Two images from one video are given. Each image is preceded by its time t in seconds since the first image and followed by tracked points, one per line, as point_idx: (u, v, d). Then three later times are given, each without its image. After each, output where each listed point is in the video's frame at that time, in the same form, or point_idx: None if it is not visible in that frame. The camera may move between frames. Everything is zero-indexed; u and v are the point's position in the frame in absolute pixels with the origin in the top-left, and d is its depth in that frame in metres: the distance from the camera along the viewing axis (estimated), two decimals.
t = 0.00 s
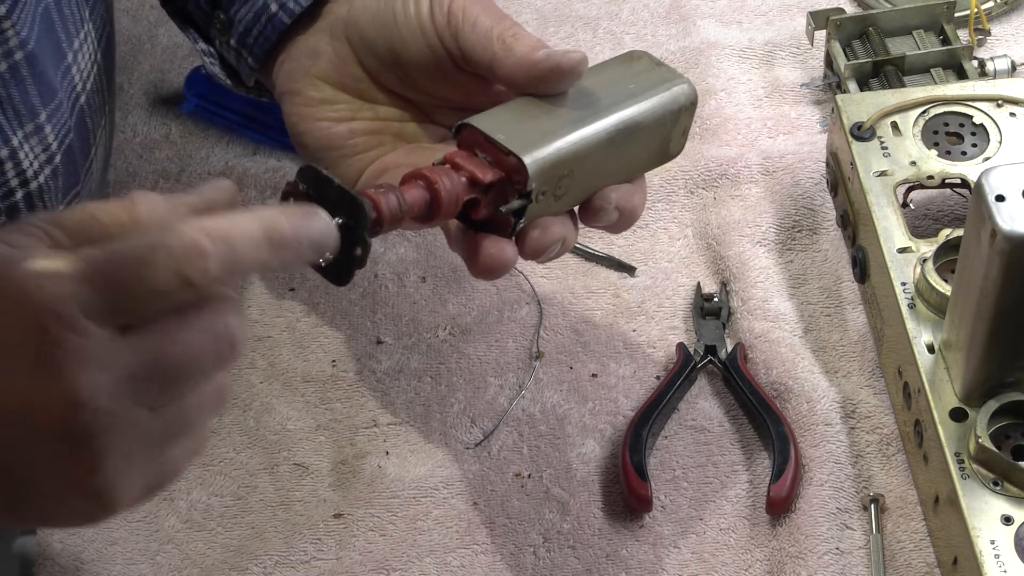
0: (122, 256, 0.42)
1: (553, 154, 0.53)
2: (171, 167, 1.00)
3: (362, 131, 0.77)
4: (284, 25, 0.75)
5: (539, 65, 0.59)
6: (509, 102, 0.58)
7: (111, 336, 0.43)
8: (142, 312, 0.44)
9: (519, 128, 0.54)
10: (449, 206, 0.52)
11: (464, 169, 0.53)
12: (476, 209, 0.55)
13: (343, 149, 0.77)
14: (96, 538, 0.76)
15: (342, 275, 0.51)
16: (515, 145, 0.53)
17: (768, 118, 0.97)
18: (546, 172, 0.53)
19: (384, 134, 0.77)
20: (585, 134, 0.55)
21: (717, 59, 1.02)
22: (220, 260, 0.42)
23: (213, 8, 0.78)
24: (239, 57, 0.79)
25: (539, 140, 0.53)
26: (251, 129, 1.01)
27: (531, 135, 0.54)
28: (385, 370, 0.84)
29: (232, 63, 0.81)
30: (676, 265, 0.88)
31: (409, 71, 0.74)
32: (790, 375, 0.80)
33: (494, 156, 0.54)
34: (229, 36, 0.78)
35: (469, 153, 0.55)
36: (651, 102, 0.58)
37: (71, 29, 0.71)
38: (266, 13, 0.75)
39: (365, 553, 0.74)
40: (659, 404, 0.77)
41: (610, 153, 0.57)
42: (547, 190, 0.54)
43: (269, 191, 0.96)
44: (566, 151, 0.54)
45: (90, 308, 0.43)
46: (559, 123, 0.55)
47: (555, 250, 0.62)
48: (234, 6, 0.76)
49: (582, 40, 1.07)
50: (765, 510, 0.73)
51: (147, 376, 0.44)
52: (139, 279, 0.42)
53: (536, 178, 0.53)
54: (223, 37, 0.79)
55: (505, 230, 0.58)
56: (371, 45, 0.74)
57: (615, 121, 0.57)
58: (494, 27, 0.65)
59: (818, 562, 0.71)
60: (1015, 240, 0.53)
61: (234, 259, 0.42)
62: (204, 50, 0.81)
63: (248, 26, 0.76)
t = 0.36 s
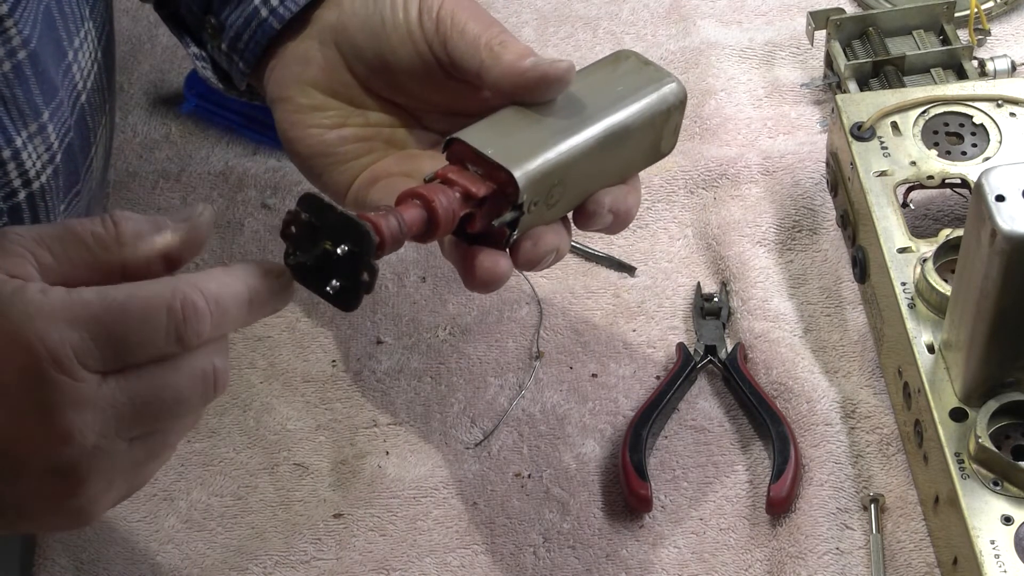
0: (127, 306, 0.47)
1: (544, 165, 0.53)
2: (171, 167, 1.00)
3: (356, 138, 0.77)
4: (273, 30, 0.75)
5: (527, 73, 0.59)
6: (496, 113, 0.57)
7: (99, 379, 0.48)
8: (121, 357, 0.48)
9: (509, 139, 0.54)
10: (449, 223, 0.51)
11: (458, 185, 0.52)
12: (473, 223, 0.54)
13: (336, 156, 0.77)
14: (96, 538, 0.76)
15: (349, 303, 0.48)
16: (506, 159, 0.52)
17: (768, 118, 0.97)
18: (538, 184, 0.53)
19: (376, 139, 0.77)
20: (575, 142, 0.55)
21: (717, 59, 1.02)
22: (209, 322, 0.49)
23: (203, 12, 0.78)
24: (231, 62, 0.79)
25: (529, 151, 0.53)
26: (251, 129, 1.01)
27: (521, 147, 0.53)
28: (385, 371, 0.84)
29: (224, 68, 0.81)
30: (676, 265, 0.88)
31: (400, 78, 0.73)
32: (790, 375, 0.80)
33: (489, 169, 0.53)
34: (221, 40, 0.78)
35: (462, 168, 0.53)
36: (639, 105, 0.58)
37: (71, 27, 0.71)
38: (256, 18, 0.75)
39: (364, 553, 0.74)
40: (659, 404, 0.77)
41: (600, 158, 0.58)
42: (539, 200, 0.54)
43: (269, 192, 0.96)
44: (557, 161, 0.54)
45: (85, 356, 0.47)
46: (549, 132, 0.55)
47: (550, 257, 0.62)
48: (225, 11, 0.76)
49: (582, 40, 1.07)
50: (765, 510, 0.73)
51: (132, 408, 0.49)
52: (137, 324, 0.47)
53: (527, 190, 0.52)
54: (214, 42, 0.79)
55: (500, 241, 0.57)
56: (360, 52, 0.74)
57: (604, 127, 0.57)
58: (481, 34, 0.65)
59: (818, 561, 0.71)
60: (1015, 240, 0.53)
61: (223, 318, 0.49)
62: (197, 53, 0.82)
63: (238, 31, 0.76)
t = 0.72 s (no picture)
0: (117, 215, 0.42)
1: (548, 160, 0.53)
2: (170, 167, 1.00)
3: (356, 137, 0.76)
4: (273, 29, 0.75)
5: (529, 69, 0.58)
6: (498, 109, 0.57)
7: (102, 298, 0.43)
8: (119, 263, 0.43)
9: (512, 135, 0.54)
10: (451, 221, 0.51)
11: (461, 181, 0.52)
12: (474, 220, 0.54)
13: (338, 155, 0.77)
14: (97, 538, 0.76)
15: (345, 304, 0.48)
16: (510, 155, 0.52)
17: (768, 118, 0.97)
18: (542, 178, 0.53)
19: (377, 137, 0.77)
20: (578, 137, 0.55)
21: (717, 59, 1.02)
22: (203, 206, 0.45)
23: (204, 12, 0.79)
24: (232, 61, 0.79)
25: (531, 147, 0.53)
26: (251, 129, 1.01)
27: (524, 143, 0.53)
28: (385, 370, 0.84)
29: (224, 66, 0.82)
30: (676, 265, 0.88)
31: (400, 75, 0.73)
32: (790, 375, 0.80)
33: (491, 165, 0.53)
34: (221, 39, 0.79)
35: (466, 164, 0.53)
36: (641, 98, 0.58)
37: (76, 24, 0.72)
38: (256, 18, 0.76)
39: (365, 553, 0.75)
40: (660, 404, 0.77)
41: (603, 152, 0.58)
42: (544, 195, 0.54)
43: (269, 191, 0.97)
44: (560, 155, 0.54)
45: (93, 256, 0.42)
46: (552, 126, 0.55)
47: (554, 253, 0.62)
48: (225, 10, 0.77)
49: (582, 40, 1.07)
50: (765, 510, 0.73)
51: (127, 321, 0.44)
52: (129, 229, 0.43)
53: (531, 186, 0.52)
54: (215, 41, 0.80)
55: (504, 238, 0.57)
56: (360, 50, 0.74)
57: (607, 120, 0.57)
58: (483, 31, 0.65)
59: (818, 561, 0.71)
60: (1015, 239, 0.53)
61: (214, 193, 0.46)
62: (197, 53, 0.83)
63: (238, 30, 0.77)
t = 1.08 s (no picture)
0: (106, 405, 0.39)
1: (582, 139, 0.52)
2: (171, 167, 1.00)
3: (381, 124, 0.77)
4: (290, 15, 0.76)
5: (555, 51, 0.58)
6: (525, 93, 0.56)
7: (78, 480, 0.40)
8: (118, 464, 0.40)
9: (542, 118, 0.53)
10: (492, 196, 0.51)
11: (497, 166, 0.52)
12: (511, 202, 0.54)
13: (363, 143, 0.77)
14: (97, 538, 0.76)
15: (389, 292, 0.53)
16: (545, 137, 0.51)
17: (768, 118, 0.97)
18: (577, 160, 0.52)
19: (403, 122, 0.77)
20: (610, 115, 0.54)
21: (717, 59, 1.02)
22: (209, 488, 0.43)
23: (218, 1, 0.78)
24: (247, 49, 0.79)
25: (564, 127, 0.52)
26: (251, 129, 1.01)
27: (556, 123, 0.53)
28: (385, 370, 0.84)
29: (240, 56, 0.82)
30: (676, 265, 0.88)
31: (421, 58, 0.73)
32: (790, 375, 0.80)
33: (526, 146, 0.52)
34: (236, 28, 0.78)
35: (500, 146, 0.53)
36: (670, 71, 0.57)
37: (73, 23, 0.72)
38: (271, 5, 0.76)
39: (364, 553, 0.75)
40: (659, 404, 0.77)
41: (635, 130, 0.57)
42: (580, 175, 0.54)
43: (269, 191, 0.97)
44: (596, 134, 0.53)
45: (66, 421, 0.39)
46: (582, 107, 0.54)
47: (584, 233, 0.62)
48: None
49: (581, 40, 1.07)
50: (765, 510, 0.73)
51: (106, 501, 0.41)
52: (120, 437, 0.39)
53: (568, 167, 0.52)
54: (229, 30, 0.79)
55: (542, 220, 0.57)
56: (382, 36, 0.74)
57: (638, 95, 0.56)
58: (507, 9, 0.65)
59: (818, 562, 0.71)
60: (1015, 240, 0.53)
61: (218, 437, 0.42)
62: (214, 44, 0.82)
63: (254, 18, 0.77)
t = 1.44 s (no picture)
0: (168, 401, 0.45)
1: (475, 222, 0.52)
2: (171, 167, 1.00)
3: (319, 168, 0.74)
4: (236, 51, 0.74)
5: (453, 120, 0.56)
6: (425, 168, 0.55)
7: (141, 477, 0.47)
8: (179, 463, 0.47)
9: (439, 200, 0.52)
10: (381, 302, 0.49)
11: (387, 257, 0.50)
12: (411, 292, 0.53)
13: (300, 187, 0.74)
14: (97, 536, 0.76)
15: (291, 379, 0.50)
16: (431, 227, 0.51)
17: (768, 118, 0.97)
18: (471, 244, 0.52)
19: (337, 168, 0.73)
20: (511, 188, 0.54)
21: (717, 59, 1.02)
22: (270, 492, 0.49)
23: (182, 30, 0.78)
24: (207, 77, 0.78)
25: (456, 212, 0.52)
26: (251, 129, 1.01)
27: (450, 209, 0.52)
28: (385, 371, 0.84)
29: (205, 84, 0.81)
30: (676, 265, 0.88)
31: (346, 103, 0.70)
32: (790, 375, 0.80)
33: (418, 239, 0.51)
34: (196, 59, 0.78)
35: (395, 236, 0.52)
36: (582, 131, 0.56)
37: (65, 18, 0.71)
38: (221, 39, 0.74)
39: (364, 553, 0.75)
40: (659, 404, 0.77)
41: (541, 196, 0.56)
42: (479, 256, 0.53)
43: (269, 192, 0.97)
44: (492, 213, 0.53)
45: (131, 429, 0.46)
46: (480, 186, 0.53)
47: (490, 304, 0.59)
48: (197, 29, 0.76)
49: (582, 40, 1.07)
50: (765, 510, 0.73)
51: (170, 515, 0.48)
52: (188, 433, 0.45)
53: (457, 255, 0.51)
54: (192, 61, 0.79)
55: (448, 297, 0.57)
56: (313, 82, 0.71)
57: (543, 162, 0.55)
58: (422, 70, 0.61)
59: (817, 562, 0.71)
60: (1015, 239, 0.53)
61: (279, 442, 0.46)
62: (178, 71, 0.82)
63: (207, 51, 0.76)
